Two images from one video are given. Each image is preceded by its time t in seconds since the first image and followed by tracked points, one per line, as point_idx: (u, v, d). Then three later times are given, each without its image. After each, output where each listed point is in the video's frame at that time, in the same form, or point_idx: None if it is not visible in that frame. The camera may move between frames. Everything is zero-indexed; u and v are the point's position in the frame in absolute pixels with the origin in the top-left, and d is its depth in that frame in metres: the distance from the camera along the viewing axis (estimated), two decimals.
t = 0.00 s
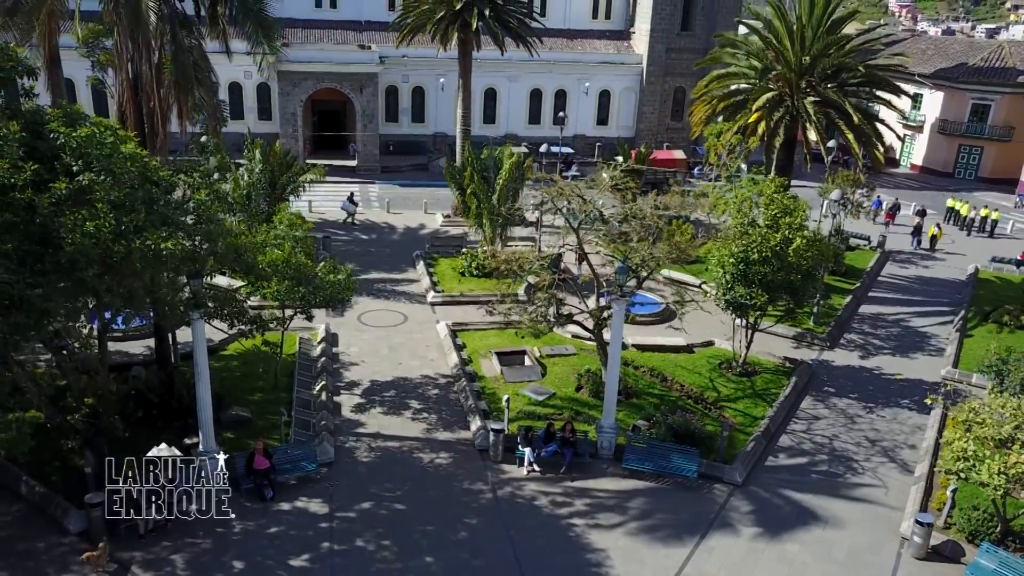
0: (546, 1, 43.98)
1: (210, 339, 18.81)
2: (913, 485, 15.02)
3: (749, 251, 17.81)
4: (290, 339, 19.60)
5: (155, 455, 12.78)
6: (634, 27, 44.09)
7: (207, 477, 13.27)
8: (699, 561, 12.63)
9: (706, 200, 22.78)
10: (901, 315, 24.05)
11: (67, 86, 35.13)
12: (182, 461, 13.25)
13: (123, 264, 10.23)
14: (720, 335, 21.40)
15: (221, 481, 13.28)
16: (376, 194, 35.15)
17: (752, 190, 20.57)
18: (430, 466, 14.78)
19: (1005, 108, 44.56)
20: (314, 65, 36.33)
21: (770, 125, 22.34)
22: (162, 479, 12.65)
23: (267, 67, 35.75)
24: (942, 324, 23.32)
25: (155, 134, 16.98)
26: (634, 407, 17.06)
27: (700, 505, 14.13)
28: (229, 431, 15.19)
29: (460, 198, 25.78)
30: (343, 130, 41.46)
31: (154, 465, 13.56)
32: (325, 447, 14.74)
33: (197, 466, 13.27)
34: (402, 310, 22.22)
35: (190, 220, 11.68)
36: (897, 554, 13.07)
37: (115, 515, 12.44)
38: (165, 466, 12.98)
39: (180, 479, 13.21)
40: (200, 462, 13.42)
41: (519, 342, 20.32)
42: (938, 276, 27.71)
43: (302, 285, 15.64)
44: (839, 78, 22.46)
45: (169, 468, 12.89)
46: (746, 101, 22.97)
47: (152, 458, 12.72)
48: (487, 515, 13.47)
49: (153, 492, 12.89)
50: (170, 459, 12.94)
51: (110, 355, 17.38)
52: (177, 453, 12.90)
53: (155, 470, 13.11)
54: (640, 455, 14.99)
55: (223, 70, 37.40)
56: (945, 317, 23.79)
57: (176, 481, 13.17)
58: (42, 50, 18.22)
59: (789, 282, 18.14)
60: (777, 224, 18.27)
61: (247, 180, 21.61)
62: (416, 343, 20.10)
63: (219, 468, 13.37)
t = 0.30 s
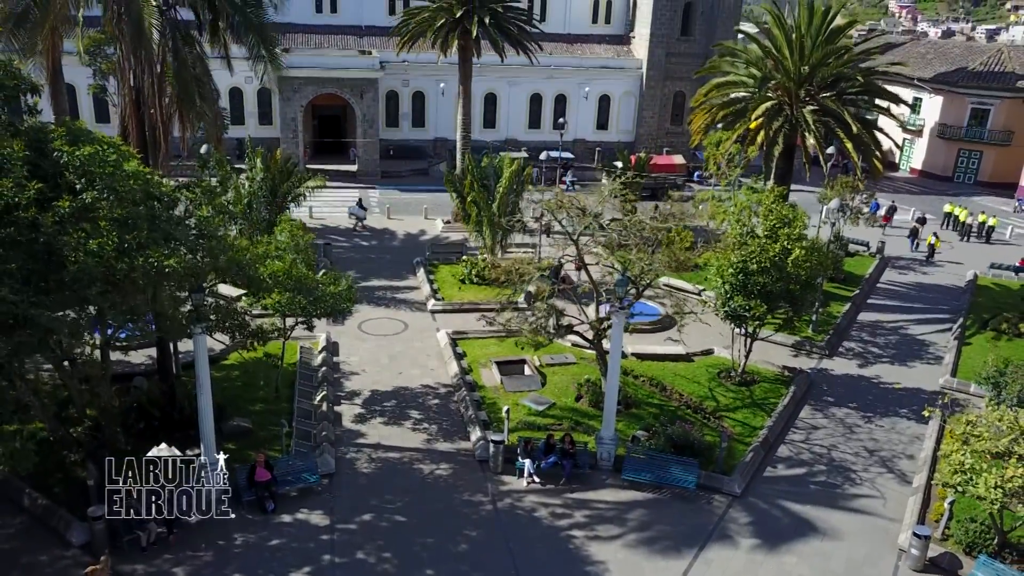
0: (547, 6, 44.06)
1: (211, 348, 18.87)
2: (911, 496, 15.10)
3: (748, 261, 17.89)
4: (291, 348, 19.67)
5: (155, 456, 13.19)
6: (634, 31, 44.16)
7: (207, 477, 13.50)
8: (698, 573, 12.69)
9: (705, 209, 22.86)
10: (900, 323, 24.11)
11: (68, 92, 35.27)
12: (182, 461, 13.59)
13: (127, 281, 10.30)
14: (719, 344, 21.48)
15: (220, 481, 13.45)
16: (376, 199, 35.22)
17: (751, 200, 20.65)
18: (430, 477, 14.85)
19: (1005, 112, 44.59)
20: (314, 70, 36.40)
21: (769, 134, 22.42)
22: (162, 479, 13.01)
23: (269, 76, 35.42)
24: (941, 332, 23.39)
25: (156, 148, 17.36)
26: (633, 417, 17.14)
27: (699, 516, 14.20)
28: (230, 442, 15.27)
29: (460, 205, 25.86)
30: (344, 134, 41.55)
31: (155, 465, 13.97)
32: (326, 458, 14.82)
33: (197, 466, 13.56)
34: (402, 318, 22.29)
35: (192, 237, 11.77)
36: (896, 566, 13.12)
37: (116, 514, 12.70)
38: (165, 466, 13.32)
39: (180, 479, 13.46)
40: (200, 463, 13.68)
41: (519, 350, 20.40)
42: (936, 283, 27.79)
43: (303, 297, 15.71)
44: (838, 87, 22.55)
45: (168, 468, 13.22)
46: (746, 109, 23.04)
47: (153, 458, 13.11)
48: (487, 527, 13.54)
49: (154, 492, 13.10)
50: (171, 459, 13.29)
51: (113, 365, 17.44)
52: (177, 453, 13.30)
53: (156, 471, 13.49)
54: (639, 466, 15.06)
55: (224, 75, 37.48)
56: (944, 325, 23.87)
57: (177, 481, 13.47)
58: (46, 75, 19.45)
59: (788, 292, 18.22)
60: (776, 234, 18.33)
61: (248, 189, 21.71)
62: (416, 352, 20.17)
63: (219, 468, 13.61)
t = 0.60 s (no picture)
0: (546, 11, 44.15)
1: (212, 359, 18.93)
2: (908, 509, 15.19)
3: (746, 273, 17.98)
4: (291, 357, 19.75)
5: (155, 456, 12.80)
6: (633, 37, 44.24)
7: (207, 478, 13.65)
8: None
9: (704, 218, 22.92)
10: (898, 331, 24.21)
11: (69, 98, 35.42)
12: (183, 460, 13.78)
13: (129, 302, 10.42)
14: (717, 354, 21.55)
15: (220, 480, 13.64)
16: (376, 205, 35.33)
17: (748, 210, 20.72)
18: (430, 490, 14.94)
19: (1003, 117, 44.72)
20: (314, 77, 36.48)
21: (767, 144, 22.49)
22: (161, 479, 13.00)
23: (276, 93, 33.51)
24: (938, 340, 23.49)
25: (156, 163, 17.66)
26: (632, 428, 17.23)
27: (697, 529, 14.29)
28: (231, 454, 15.34)
29: (460, 214, 25.95)
30: (344, 139, 41.66)
31: (154, 465, 14.12)
32: (327, 471, 14.91)
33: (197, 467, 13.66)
34: (403, 327, 22.38)
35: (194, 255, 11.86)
36: None
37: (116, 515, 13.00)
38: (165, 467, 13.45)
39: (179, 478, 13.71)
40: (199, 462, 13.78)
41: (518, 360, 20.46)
42: (934, 290, 27.89)
43: (303, 310, 15.78)
44: (836, 97, 22.64)
45: (168, 469, 13.19)
46: (745, 119, 23.12)
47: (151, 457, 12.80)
48: (486, 541, 13.64)
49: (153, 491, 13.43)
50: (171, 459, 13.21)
51: (114, 376, 17.50)
52: (177, 454, 12.89)
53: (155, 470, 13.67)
54: (638, 479, 15.12)
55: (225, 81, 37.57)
56: (942, 333, 23.98)
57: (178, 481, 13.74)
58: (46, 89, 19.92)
59: (785, 304, 18.30)
60: (774, 247, 18.38)
61: (248, 199, 21.83)
62: (416, 362, 20.27)
63: (219, 468, 13.77)
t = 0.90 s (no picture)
0: (546, 16, 44.42)
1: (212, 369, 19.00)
2: (905, 521, 15.27)
3: (744, 284, 18.07)
4: (291, 367, 19.82)
5: (155, 456, 13.01)
6: (633, 42, 44.32)
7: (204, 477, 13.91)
8: None
9: (702, 227, 23.00)
10: (896, 339, 24.28)
11: (69, 103, 35.48)
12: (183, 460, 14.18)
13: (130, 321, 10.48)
14: (715, 363, 21.63)
15: (219, 481, 13.98)
16: (377, 211, 35.42)
17: (747, 219, 20.79)
18: (429, 502, 15.02)
19: (1002, 122, 44.81)
20: (314, 83, 36.56)
21: (766, 154, 22.58)
22: (160, 481, 13.55)
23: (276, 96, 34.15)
24: (936, 349, 23.54)
25: (157, 177, 17.96)
26: (630, 440, 17.32)
27: (694, 542, 14.37)
28: (231, 466, 15.43)
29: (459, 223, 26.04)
30: (343, 145, 41.72)
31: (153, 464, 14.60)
32: (326, 483, 14.99)
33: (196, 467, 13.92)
34: (402, 336, 22.46)
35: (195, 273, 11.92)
36: None
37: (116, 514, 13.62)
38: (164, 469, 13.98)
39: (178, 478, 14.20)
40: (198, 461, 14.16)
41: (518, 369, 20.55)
42: (932, 297, 27.98)
43: (303, 322, 15.86)
44: (834, 107, 22.71)
45: (166, 471, 13.63)
46: (743, 129, 23.22)
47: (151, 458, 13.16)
48: (485, 553, 13.71)
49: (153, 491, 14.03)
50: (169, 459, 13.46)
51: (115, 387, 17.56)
52: (177, 454, 13.09)
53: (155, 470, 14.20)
54: (636, 491, 15.22)
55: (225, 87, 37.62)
56: (940, 341, 24.04)
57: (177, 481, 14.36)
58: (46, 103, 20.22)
59: (783, 315, 18.38)
60: (772, 257, 18.44)
61: (249, 208, 21.91)
62: (416, 372, 20.34)
63: (217, 468, 14.06)
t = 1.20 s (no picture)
0: (545, 22, 44.61)
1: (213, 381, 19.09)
2: (900, 534, 15.38)
3: (741, 296, 18.17)
4: (291, 378, 19.91)
5: (155, 456, 13.16)
6: (632, 47, 44.42)
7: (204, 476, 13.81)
8: None
9: (701, 238, 23.10)
10: (893, 349, 24.37)
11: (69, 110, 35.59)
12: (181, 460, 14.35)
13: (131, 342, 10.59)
14: (713, 374, 21.71)
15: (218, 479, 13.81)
16: (376, 217, 35.53)
17: (745, 230, 20.87)
18: (427, 516, 15.12)
19: (1000, 128, 44.91)
20: (314, 90, 36.64)
21: (764, 164, 22.69)
22: (160, 480, 13.70)
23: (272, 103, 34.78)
24: (934, 358, 23.63)
25: (158, 193, 18.22)
26: (628, 452, 17.41)
27: (692, 556, 14.47)
28: (231, 480, 15.52)
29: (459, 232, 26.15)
30: (343, 151, 41.85)
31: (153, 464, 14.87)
32: (326, 497, 15.08)
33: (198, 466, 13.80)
34: (402, 346, 22.56)
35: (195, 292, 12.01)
36: None
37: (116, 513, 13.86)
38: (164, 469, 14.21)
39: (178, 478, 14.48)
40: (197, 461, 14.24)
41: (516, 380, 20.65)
42: (930, 305, 28.07)
43: (302, 336, 15.96)
44: (832, 118, 22.81)
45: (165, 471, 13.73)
46: (741, 139, 23.32)
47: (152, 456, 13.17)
48: (483, 568, 13.81)
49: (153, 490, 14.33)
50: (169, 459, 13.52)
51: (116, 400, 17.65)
52: (176, 454, 13.23)
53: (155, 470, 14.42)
54: (634, 505, 15.30)
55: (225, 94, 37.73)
56: (937, 351, 24.12)
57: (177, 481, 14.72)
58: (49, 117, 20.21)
59: (780, 327, 18.47)
60: (769, 270, 18.51)
61: (249, 218, 21.99)
62: (415, 382, 20.44)
63: (219, 468, 13.95)
